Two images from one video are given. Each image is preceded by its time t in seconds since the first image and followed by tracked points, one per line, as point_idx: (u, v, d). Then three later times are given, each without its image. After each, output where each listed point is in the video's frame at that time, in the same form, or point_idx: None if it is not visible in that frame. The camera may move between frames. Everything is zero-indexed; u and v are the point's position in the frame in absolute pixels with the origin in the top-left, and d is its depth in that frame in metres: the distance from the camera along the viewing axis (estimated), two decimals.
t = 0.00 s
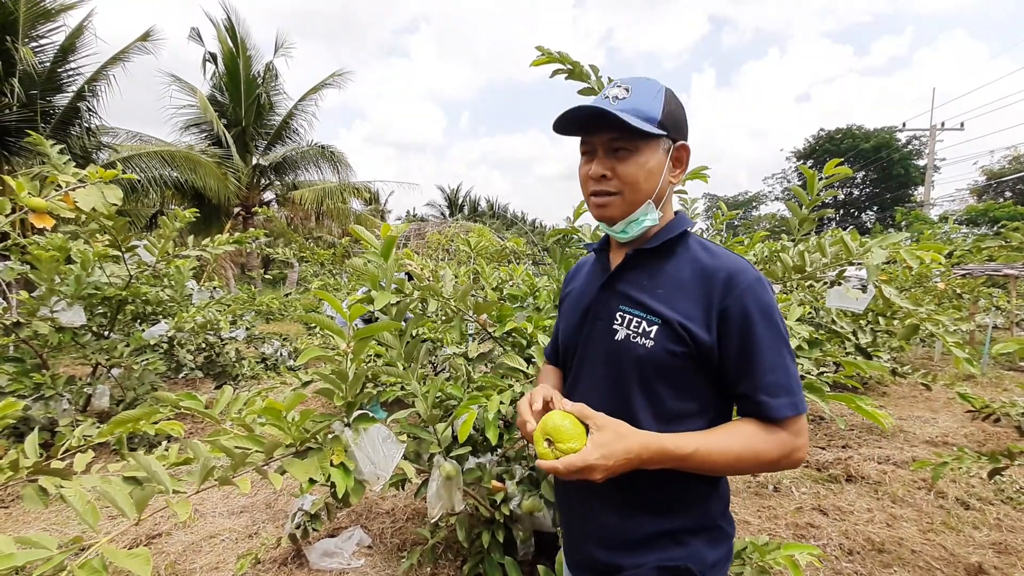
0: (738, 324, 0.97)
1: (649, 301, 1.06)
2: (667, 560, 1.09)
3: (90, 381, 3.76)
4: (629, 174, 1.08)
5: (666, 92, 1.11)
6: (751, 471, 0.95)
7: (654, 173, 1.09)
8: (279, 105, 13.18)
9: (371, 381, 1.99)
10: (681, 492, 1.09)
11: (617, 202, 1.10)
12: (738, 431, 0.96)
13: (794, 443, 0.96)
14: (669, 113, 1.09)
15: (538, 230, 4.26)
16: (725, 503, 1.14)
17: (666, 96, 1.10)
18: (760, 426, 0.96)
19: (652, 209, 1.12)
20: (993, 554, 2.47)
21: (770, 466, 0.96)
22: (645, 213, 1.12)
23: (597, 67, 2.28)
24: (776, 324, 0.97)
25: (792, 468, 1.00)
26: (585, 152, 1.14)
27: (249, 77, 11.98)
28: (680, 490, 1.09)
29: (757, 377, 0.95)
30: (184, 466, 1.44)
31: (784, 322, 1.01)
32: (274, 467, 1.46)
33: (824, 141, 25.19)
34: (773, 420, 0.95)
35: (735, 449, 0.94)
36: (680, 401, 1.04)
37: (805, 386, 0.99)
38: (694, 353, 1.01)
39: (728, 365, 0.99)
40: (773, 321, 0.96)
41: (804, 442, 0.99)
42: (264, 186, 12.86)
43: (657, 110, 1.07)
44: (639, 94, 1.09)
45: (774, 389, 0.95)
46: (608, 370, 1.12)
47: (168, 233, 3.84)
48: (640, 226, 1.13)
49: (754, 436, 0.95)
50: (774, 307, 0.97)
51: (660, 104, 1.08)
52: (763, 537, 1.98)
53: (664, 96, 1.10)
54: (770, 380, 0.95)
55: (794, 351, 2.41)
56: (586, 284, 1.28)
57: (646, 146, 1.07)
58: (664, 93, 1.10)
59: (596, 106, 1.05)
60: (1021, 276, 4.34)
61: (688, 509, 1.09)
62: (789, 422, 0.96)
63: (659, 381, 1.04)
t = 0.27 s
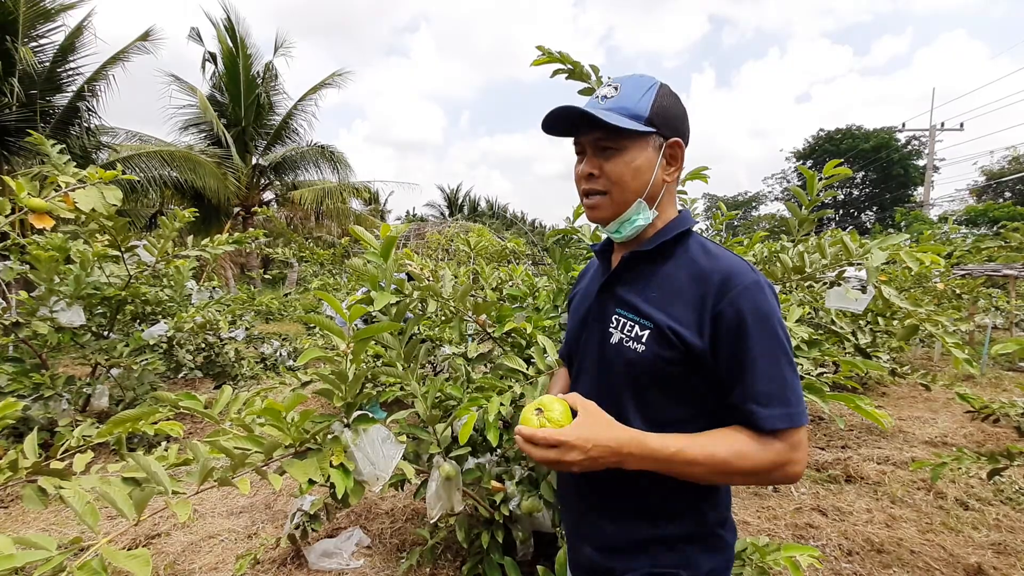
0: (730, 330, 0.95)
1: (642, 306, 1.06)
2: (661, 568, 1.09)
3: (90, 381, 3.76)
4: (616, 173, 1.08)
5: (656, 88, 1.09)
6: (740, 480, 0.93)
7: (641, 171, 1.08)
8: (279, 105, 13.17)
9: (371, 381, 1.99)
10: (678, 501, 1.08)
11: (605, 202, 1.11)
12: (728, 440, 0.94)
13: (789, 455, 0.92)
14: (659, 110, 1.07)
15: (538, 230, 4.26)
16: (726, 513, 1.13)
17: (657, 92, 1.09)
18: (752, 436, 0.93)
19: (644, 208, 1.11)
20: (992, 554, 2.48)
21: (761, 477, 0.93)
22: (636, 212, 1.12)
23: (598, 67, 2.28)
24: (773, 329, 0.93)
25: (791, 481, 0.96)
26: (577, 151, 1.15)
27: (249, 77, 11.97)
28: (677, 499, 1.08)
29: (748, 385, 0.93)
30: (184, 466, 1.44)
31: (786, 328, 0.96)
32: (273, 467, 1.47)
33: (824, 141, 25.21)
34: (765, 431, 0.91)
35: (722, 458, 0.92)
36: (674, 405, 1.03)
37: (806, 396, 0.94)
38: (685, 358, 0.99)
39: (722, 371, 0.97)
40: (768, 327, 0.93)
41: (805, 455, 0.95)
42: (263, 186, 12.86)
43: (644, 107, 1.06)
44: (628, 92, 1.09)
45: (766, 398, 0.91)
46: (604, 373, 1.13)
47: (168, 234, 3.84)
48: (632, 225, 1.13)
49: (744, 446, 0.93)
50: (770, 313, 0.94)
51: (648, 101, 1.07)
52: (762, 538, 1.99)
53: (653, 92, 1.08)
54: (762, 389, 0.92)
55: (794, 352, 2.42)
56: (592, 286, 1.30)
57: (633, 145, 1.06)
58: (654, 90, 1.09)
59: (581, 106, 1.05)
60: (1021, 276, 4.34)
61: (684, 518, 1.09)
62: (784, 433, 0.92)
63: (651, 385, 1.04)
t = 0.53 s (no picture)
0: (730, 336, 0.94)
1: (642, 310, 1.06)
2: None
3: (89, 382, 3.75)
4: (633, 170, 1.07)
5: (672, 86, 1.10)
6: (737, 488, 0.91)
7: (658, 170, 1.08)
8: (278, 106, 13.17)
9: (371, 382, 1.99)
10: (678, 510, 1.08)
11: (620, 200, 1.10)
12: (726, 447, 0.92)
13: (788, 466, 0.90)
14: (676, 108, 1.08)
15: (538, 231, 4.26)
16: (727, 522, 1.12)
17: (673, 90, 1.09)
18: (751, 445, 0.91)
19: (657, 208, 1.11)
20: (992, 555, 2.48)
21: (759, 486, 0.92)
22: (649, 212, 1.12)
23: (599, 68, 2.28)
24: (774, 337, 0.92)
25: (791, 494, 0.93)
26: (588, 147, 1.14)
27: (249, 78, 11.98)
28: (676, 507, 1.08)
29: (747, 394, 0.91)
30: (184, 467, 1.44)
31: (790, 337, 0.94)
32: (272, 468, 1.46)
33: (824, 142, 25.23)
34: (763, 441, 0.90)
35: (718, 465, 0.91)
36: (674, 411, 1.03)
37: (807, 407, 0.92)
38: (684, 363, 0.99)
39: (721, 378, 0.96)
40: (770, 335, 0.91)
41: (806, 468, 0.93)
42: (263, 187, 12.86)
43: (663, 104, 1.06)
44: (645, 87, 1.08)
45: (765, 407, 0.90)
46: (605, 376, 1.13)
47: (168, 234, 3.84)
48: (644, 225, 1.13)
49: (742, 453, 0.91)
50: (772, 320, 0.92)
51: (666, 98, 1.07)
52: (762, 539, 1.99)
53: (669, 90, 1.09)
54: (762, 397, 0.90)
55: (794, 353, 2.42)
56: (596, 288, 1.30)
57: (652, 142, 1.06)
58: (669, 88, 1.09)
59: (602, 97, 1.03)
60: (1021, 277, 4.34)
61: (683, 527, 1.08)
62: (783, 444, 0.90)
63: (650, 390, 1.04)
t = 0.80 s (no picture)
0: (740, 340, 0.94)
1: (649, 313, 1.06)
2: None
3: (89, 382, 3.75)
4: (633, 171, 1.08)
5: (677, 85, 1.09)
6: (745, 492, 0.91)
7: (660, 171, 1.08)
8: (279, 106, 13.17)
9: (371, 382, 1.99)
10: (678, 513, 1.08)
11: (620, 201, 1.11)
12: (734, 451, 0.92)
13: (795, 472, 0.91)
14: (680, 108, 1.07)
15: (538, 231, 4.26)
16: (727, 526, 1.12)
17: (678, 89, 1.09)
18: (759, 449, 0.92)
19: (659, 209, 1.12)
20: (993, 556, 2.48)
21: (766, 490, 0.92)
22: (651, 213, 1.12)
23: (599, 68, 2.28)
24: (783, 342, 0.92)
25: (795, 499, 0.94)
26: (591, 147, 1.15)
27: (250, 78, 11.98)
28: (678, 511, 1.08)
29: (756, 399, 0.91)
30: (184, 466, 1.44)
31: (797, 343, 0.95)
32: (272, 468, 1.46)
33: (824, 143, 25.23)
34: (771, 446, 0.90)
35: (726, 468, 0.91)
36: (680, 414, 1.03)
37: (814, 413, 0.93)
38: (692, 366, 0.99)
39: (729, 382, 0.96)
40: (779, 340, 0.91)
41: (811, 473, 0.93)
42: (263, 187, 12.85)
43: (665, 105, 1.06)
44: (648, 87, 1.08)
45: (773, 412, 0.90)
46: (610, 378, 1.13)
47: (168, 234, 3.84)
48: (646, 225, 1.13)
49: (751, 457, 0.92)
50: (782, 325, 0.92)
51: (669, 98, 1.07)
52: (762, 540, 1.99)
53: (673, 89, 1.08)
54: (770, 402, 0.91)
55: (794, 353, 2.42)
56: (600, 289, 1.29)
57: (653, 143, 1.06)
58: (674, 87, 1.08)
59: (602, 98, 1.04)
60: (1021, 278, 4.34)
61: (684, 530, 1.08)
62: (790, 449, 0.91)
63: (656, 393, 1.03)
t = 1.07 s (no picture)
0: (744, 342, 0.93)
1: (651, 314, 1.06)
2: None
3: (90, 381, 3.75)
4: (628, 171, 1.08)
5: (675, 84, 1.09)
6: (748, 494, 0.91)
7: (656, 171, 1.08)
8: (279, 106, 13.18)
9: (371, 382, 1.99)
10: (680, 519, 1.08)
11: (616, 201, 1.11)
12: (738, 453, 0.93)
13: (800, 474, 0.91)
14: (677, 107, 1.07)
15: (538, 231, 4.26)
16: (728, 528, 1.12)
17: (675, 88, 1.08)
18: (763, 451, 0.92)
19: (656, 209, 1.12)
20: (994, 556, 2.47)
21: (770, 492, 0.92)
22: (648, 213, 1.12)
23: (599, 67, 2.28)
24: (788, 344, 0.92)
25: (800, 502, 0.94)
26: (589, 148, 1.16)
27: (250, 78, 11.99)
28: (677, 514, 1.08)
29: (760, 401, 0.91)
30: (184, 466, 1.44)
31: (802, 344, 0.95)
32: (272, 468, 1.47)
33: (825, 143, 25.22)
34: (776, 448, 0.90)
35: (730, 471, 0.91)
36: (682, 416, 1.03)
37: (819, 415, 0.92)
38: (695, 368, 0.98)
39: (732, 383, 0.96)
40: (784, 341, 0.91)
41: (816, 476, 0.93)
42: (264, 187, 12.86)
43: (661, 104, 1.06)
44: (645, 87, 1.08)
45: (778, 414, 0.90)
46: (612, 379, 1.13)
47: (168, 234, 3.84)
48: (644, 225, 1.13)
49: (755, 459, 0.91)
50: (786, 326, 0.92)
51: (665, 97, 1.07)
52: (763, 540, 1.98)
53: (671, 88, 1.08)
54: (774, 404, 0.90)
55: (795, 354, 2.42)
56: (602, 289, 1.30)
57: (649, 143, 1.06)
58: (672, 86, 1.08)
59: (596, 99, 1.05)
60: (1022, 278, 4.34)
61: (684, 534, 1.08)
62: (795, 452, 0.90)
63: (659, 395, 1.03)
